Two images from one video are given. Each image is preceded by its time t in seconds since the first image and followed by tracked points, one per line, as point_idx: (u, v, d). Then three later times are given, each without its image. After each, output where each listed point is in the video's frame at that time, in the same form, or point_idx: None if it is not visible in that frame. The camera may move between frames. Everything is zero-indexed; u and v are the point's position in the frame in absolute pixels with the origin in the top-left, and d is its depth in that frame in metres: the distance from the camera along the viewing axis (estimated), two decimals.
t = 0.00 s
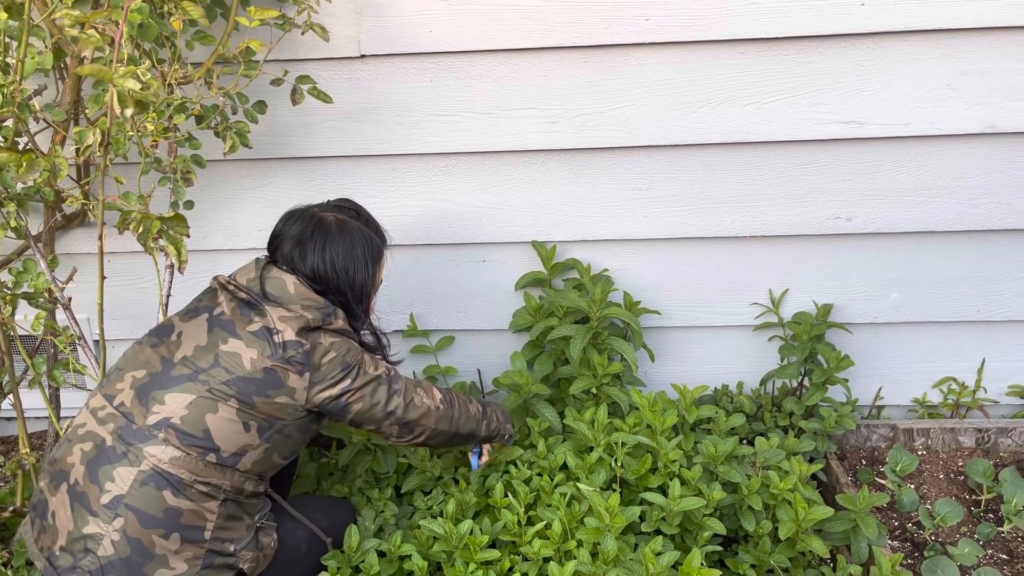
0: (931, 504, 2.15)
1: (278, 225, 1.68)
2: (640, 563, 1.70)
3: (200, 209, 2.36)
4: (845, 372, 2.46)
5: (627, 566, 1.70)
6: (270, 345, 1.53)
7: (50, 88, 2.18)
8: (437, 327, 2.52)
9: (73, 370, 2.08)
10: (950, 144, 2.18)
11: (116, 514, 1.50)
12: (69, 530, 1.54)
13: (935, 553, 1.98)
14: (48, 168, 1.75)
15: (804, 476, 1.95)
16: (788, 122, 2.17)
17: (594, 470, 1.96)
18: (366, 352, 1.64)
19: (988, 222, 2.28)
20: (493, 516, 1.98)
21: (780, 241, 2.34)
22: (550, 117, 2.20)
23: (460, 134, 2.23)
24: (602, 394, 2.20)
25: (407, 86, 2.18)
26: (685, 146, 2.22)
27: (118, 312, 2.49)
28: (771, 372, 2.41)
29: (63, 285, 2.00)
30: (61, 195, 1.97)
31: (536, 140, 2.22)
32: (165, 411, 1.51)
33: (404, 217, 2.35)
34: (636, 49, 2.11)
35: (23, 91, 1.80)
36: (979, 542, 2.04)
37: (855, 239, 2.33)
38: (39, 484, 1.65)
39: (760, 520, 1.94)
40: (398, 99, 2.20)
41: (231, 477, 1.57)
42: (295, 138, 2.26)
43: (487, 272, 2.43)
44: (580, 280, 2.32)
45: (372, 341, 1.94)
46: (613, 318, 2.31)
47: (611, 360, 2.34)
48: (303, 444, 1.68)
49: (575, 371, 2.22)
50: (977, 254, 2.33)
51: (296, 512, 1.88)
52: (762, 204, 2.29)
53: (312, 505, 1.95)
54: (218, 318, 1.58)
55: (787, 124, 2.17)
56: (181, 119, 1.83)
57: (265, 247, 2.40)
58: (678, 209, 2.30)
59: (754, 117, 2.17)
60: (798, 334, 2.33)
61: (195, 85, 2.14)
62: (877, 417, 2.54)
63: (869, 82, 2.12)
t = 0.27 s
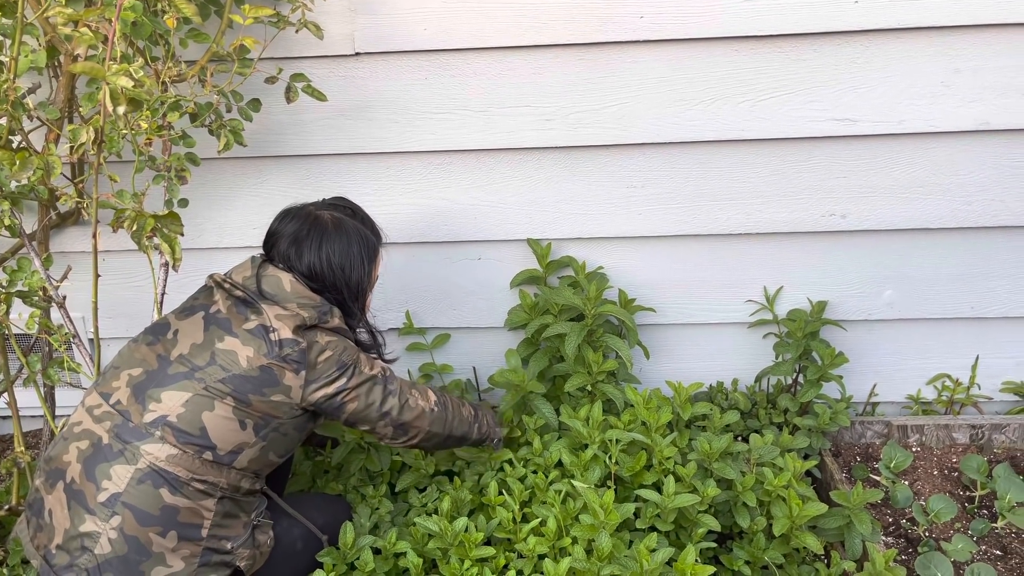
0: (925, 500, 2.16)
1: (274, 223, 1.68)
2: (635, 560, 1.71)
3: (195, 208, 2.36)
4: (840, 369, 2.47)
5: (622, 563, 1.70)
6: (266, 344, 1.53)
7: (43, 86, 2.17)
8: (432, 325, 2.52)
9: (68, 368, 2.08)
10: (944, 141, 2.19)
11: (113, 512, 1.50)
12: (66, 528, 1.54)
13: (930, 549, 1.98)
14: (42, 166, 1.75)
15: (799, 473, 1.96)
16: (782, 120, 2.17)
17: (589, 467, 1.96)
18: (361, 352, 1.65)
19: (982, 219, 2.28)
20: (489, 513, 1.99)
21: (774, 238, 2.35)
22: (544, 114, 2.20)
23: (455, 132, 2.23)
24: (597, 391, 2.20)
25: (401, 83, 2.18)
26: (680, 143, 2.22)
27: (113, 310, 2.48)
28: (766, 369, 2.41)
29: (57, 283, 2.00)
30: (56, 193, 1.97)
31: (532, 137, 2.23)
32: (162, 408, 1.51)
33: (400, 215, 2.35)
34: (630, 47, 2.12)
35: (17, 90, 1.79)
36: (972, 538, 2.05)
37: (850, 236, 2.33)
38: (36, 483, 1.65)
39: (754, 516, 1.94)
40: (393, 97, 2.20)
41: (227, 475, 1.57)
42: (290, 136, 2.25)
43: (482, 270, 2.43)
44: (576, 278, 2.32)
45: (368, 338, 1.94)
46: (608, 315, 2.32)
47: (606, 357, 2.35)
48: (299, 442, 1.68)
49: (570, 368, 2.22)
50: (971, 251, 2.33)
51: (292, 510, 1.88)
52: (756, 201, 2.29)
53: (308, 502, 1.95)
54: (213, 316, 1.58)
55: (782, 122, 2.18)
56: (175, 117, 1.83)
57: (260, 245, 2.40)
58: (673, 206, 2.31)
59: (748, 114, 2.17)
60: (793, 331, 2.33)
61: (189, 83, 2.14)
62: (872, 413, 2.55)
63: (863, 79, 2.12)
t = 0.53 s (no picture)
0: (920, 496, 2.17)
1: (268, 222, 1.68)
2: (630, 556, 1.71)
3: (190, 206, 2.36)
4: (834, 365, 2.48)
5: (617, 559, 1.71)
6: (263, 343, 1.53)
7: (37, 84, 2.17)
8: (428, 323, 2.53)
9: (63, 366, 2.08)
10: (938, 138, 2.20)
11: (110, 512, 1.50)
12: (62, 527, 1.54)
13: (924, 544, 1.99)
14: (35, 164, 1.74)
15: (793, 469, 1.96)
16: (776, 117, 2.18)
17: (584, 463, 1.97)
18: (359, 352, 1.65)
19: (976, 216, 2.29)
20: (484, 510, 1.99)
21: (769, 235, 2.35)
22: (539, 112, 2.20)
23: (450, 130, 2.23)
24: (592, 387, 2.21)
25: (396, 81, 2.18)
26: (675, 141, 2.23)
27: (108, 308, 2.48)
28: (761, 366, 2.42)
29: (52, 282, 2.00)
30: (50, 192, 1.96)
31: (527, 135, 2.23)
32: (158, 408, 1.51)
33: (395, 213, 2.35)
34: (625, 44, 2.12)
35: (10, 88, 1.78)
36: (966, 533, 2.06)
37: (844, 233, 2.34)
38: (31, 483, 1.65)
39: (749, 512, 1.95)
40: (388, 95, 2.20)
41: (224, 474, 1.57)
42: (285, 134, 2.25)
43: (478, 267, 2.43)
44: (571, 275, 2.32)
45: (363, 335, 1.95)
46: (603, 312, 2.32)
47: (601, 354, 2.36)
48: (294, 441, 1.69)
49: (565, 365, 2.23)
50: (964, 247, 2.34)
51: (288, 508, 1.88)
52: (751, 198, 2.29)
53: (303, 500, 1.95)
54: (209, 316, 1.58)
55: (776, 119, 2.18)
56: (169, 115, 1.83)
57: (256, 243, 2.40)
58: (668, 204, 2.31)
59: (743, 111, 2.18)
60: (788, 328, 2.34)
61: (183, 81, 2.13)
62: (867, 409, 2.56)
63: (857, 76, 2.13)
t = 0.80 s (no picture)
0: (915, 492, 2.18)
1: (265, 221, 1.68)
2: (627, 552, 1.72)
3: (187, 204, 2.36)
4: (830, 362, 2.49)
5: (614, 556, 1.71)
6: (263, 342, 1.54)
7: (34, 82, 2.16)
8: (426, 321, 2.53)
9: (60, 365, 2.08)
10: (933, 136, 2.20)
11: (109, 510, 1.50)
12: (60, 526, 1.54)
13: (919, 540, 2.00)
14: (32, 163, 1.74)
15: (789, 466, 1.97)
16: (773, 115, 2.19)
17: (581, 461, 1.98)
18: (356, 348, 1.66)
19: (971, 213, 2.30)
20: (481, 507, 2.00)
21: (765, 233, 2.36)
22: (536, 110, 2.21)
23: (446, 128, 2.23)
24: (589, 385, 2.21)
25: (393, 80, 2.18)
26: (671, 139, 2.23)
27: (105, 307, 2.48)
28: (757, 363, 2.43)
29: (49, 281, 2.00)
30: (47, 190, 1.96)
31: (524, 133, 2.23)
32: (157, 406, 1.52)
33: (392, 210, 2.36)
34: (621, 43, 2.12)
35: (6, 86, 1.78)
36: (961, 529, 2.07)
37: (840, 230, 2.35)
38: (28, 481, 1.65)
39: (745, 509, 1.95)
40: (385, 93, 2.20)
41: (222, 472, 1.57)
42: (282, 133, 2.25)
43: (475, 265, 2.43)
44: (568, 273, 2.33)
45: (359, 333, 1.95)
46: (600, 310, 2.33)
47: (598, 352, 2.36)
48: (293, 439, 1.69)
49: (562, 363, 2.23)
50: (959, 244, 2.35)
51: (285, 506, 1.88)
52: (747, 196, 2.30)
53: (300, 498, 1.95)
54: (208, 315, 1.58)
55: (772, 117, 2.19)
56: (166, 113, 1.83)
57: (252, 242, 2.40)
58: (664, 202, 2.32)
59: (739, 110, 2.19)
60: (784, 325, 2.35)
61: (180, 79, 2.13)
62: (862, 406, 2.57)
63: (852, 74, 2.13)
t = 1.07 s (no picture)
0: (908, 490, 2.18)
1: (260, 219, 1.69)
2: (621, 550, 1.72)
3: (181, 202, 2.35)
4: (824, 361, 2.50)
5: (608, 554, 1.72)
6: (256, 340, 1.54)
7: (27, 79, 2.15)
8: (421, 319, 2.53)
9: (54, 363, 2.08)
10: (926, 135, 2.21)
11: (102, 508, 1.50)
12: (53, 524, 1.54)
13: (912, 537, 2.01)
14: (26, 160, 1.74)
15: (783, 464, 1.97)
16: (767, 114, 2.19)
17: (576, 459, 1.98)
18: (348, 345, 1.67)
19: (965, 212, 2.31)
20: (476, 505, 2.00)
21: (760, 231, 2.36)
22: (531, 109, 2.21)
23: (441, 126, 2.23)
24: (584, 383, 2.22)
25: (388, 78, 2.18)
26: (666, 137, 2.23)
27: (99, 305, 2.48)
28: (751, 362, 2.44)
29: (43, 278, 1.99)
30: (41, 188, 1.96)
31: (519, 131, 2.23)
32: (151, 404, 1.52)
33: (388, 208, 2.36)
34: (616, 41, 2.12)
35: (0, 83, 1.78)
36: (954, 527, 2.08)
37: (834, 229, 2.35)
38: (21, 480, 1.64)
39: (740, 507, 1.96)
40: (380, 91, 2.20)
41: (215, 471, 1.57)
42: (277, 130, 2.25)
43: (470, 264, 2.44)
44: (563, 271, 2.34)
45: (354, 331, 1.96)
46: (594, 308, 2.33)
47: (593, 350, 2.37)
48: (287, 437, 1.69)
49: (557, 361, 2.24)
50: (953, 243, 2.36)
51: (279, 504, 1.88)
52: (742, 194, 2.31)
53: (293, 497, 1.95)
54: (202, 313, 1.58)
55: (766, 115, 2.19)
56: (161, 111, 1.82)
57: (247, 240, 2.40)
58: (659, 200, 2.32)
59: (733, 108, 2.19)
60: (778, 324, 2.36)
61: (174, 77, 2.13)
62: (856, 405, 2.58)
63: (847, 73, 2.14)
